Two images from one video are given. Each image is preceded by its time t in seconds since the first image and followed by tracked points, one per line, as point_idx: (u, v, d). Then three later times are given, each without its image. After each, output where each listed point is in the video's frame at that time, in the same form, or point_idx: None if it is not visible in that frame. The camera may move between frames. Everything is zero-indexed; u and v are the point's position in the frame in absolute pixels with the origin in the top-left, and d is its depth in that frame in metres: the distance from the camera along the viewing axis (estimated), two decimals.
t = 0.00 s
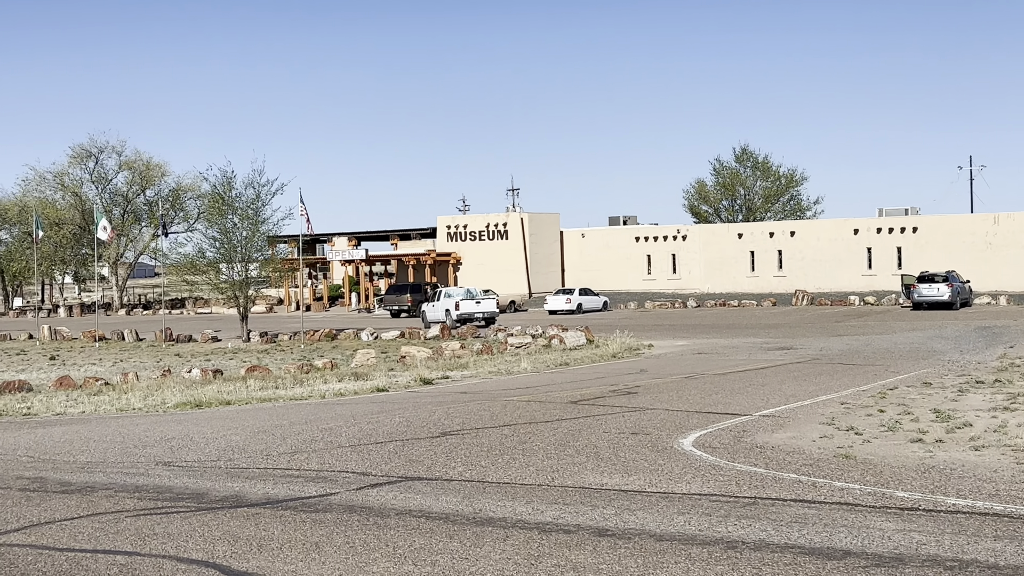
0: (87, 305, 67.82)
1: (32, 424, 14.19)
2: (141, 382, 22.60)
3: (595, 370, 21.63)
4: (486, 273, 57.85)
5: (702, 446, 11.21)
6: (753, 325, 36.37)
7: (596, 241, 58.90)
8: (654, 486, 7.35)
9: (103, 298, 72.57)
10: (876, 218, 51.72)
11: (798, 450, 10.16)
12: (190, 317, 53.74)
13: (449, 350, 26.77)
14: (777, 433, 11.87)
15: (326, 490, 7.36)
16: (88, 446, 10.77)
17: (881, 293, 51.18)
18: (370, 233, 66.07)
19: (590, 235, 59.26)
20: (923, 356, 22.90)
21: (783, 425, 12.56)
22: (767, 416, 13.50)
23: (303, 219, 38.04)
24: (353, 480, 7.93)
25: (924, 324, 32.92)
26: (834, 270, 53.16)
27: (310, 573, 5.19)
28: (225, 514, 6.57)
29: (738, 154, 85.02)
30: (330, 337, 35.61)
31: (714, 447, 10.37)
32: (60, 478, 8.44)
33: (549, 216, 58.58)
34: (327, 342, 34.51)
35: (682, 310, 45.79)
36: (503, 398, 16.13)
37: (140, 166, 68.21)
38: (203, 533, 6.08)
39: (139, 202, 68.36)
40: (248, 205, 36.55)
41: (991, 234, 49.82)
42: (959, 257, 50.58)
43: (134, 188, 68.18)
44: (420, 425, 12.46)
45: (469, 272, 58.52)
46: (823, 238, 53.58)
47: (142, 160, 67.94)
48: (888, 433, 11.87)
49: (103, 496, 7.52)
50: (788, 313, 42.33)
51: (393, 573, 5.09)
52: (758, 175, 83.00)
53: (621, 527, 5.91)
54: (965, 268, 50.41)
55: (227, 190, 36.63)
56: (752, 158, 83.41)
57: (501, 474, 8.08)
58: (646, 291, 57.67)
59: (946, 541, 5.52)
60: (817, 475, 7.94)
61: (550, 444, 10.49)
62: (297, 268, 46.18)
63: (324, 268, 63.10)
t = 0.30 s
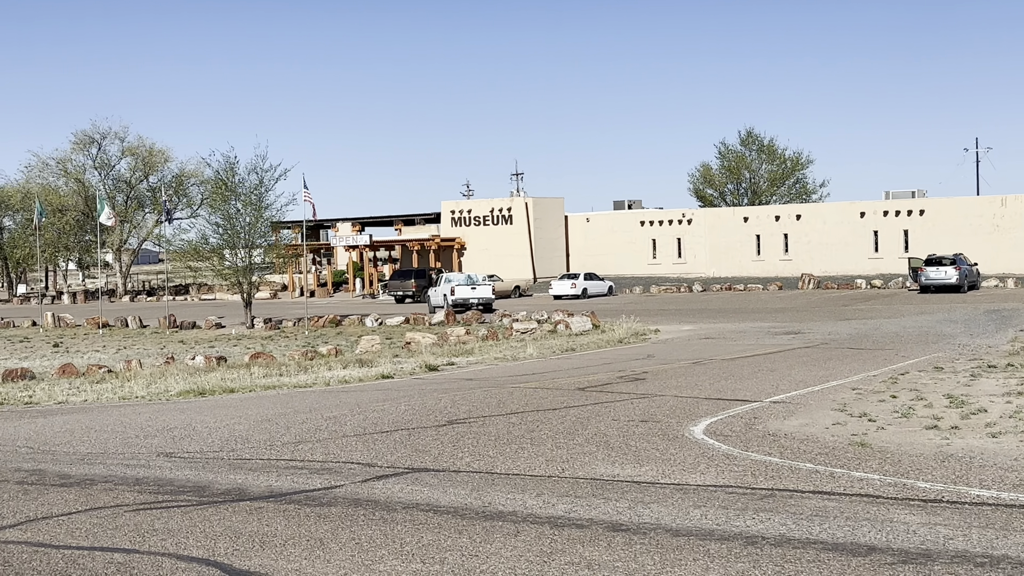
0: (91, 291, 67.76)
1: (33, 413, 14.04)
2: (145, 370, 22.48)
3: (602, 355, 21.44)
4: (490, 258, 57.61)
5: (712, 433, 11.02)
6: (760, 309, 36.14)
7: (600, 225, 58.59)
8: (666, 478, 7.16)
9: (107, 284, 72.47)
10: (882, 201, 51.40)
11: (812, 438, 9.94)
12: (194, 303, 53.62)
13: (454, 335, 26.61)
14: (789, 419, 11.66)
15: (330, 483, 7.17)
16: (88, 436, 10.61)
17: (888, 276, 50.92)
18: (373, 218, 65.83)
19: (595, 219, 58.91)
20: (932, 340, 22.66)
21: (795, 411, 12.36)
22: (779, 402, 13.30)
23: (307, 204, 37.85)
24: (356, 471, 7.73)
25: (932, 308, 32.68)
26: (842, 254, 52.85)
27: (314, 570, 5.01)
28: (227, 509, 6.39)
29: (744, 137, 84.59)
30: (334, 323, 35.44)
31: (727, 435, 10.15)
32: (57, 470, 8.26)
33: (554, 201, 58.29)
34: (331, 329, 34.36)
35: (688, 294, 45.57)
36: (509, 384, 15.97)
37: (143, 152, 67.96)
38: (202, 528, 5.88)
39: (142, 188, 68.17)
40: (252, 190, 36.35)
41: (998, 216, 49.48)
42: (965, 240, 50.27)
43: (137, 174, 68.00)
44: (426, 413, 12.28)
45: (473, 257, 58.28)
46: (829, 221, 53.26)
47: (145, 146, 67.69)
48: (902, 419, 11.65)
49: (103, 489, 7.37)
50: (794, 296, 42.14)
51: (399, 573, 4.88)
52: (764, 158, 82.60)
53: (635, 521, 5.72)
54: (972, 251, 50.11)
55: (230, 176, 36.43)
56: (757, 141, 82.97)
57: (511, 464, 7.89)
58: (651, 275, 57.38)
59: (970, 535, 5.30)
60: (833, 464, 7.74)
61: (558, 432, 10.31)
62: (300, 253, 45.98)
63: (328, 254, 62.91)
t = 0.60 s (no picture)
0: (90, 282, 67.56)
1: (31, 406, 13.83)
2: (146, 361, 22.32)
3: (606, 345, 21.24)
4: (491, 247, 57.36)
5: (721, 425, 10.81)
6: (763, 298, 35.93)
7: (601, 214, 58.32)
8: (680, 473, 6.95)
9: (107, 274, 72.28)
10: (885, 189, 51.15)
11: (825, 430, 9.71)
12: (193, 293, 53.46)
13: (456, 325, 26.42)
14: (800, 410, 11.44)
15: (335, 479, 6.97)
16: (87, 430, 10.41)
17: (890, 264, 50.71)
18: (374, 208, 65.56)
19: (596, 208, 58.64)
20: (938, 328, 22.47)
21: (804, 402, 12.16)
22: (788, 393, 13.10)
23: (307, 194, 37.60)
24: (361, 467, 7.53)
25: (936, 296, 32.45)
26: (844, 242, 52.63)
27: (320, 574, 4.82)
28: (229, 507, 6.19)
29: (745, 125, 84.25)
30: (335, 313, 35.25)
31: (738, 427, 9.95)
32: (54, 467, 8.07)
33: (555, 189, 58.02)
34: (332, 319, 34.17)
35: (690, 283, 45.36)
36: (513, 375, 15.78)
37: (142, 141, 67.65)
38: (204, 528, 5.69)
39: (141, 177, 67.85)
40: (251, 180, 36.10)
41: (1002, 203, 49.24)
42: (968, 227, 50.02)
43: (136, 163, 67.69)
44: (428, 405, 12.07)
45: (474, 246, 58.04)
46: (832, 209, 52.98)
47: (144, 136, 67.38)
48: (913, 409, 11.43)
49: (101, 486, 7.17)
50: (796, 285, 41.95)
51: None
52: (766, 146, 82.23)
53: (651, 520, 5.53)
54: (975, 239, 49.86)
55: (230, 165, 36.16)
56: (759, 129, 82.60)
57: (519, 459, 7.70)
58: (653, 264, 57.15)
59: (999, 536, 5.12)
60: (849, 459, 7.54)
61: (566, 425, 10.10)
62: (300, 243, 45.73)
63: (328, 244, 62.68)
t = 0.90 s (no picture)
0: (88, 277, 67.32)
1: (24, 404, 13.62)
2: (142, 358, 22.13)
3: (608, 341, 21.03)
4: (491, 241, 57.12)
5: (727, 423, 10.60)
6: (765, 292, 35.69)
7: (601, 208, 58.05)
8: (688, 475, 6.73)
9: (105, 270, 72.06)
10: (887, 181, 50.92)
11: (834, 429, 9.49)
12: (192, 288, 53.24)
13: (456, 320, 26.19)
14: (806, 408, 11.22)
15: (331, 482, 6.76)
16: (79, 429, 10.20)
17: (891, 257, 50.51)
18: (372, 202, 65.29)
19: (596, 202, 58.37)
20: (943, 322, 22.23)
21: (810, 399, 11.95)
22: (793, 389, 12.88)
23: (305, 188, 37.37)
24: (359, 468, 7.31)
25: (939, 289, 32.25)
26: (845, 235, 52.43)
27: None
28: (222, 512, 5.98)
29: (745, 118, 83.95)
30: (334, 308, 35.05)
31: (744, 426, 9.72)
32: (43, 469, 7.85)
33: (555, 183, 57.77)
34: (331, 314, 33.98)
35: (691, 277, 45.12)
36: (513, 371, 15.57)
37: (140, 136, 67.38)
38: (195, 535, 5.48)
39: (138, 172, 67.58)
40: (249, 174, 35.85)
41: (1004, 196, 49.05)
42: (970, 220, 49.83)
43: (134, 158, 67.42)
44: (426, 403, 11.84)
45: (474, 240, 57.79)
46: (833, 203, 52.75)
47: (141, 130, 67.10)
48: (922, 406, 11.21)
49: (92, 489, 6.95)
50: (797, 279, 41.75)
51: None
52: (766, 139, 81.87)
53: (659, 526, 5.33)
54: (976, 232, 49.67)
55: (227, 160, 35.91)
56: (759, 122, 82.32)
57: (522, 460, 7.49)
58: (653, 258, 56.91)
59: None
60: (863, 459, 7.33)
61: (568, 424, 9.89)
62: (298, 238, 45.49)
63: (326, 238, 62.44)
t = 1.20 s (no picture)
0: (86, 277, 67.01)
1: (13, 406, 13.40)
2: (137, 359, 21.91)
3: (607, 340, 20.79)
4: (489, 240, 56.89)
5: (729, 425, 10.36)
6: (765, 291, 35.47)
7: (600, 206, 57.79)
8: (689, 483, 6.50)
9: (103, 270, 71.83)
10: (886, 179, 50.71)
11: (838, 432, 9.26)
12: (189, 288, 52.99)
13: (454, 320, 25.96)
14: (809, 409, 10.98)
15: (320, 490, 6.51)
16: (65, 433, 9.96)
17: (892, 255, 50.30)
18: (370, 201, 65.04)
19: (594, 200, 58.09)
20: (945, 321, 22.02)
21: (813, 400, 11.71)
22: (795, 391, 12.64)
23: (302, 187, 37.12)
24: (349, 476, 7.05)
25: (941, 288, 32.02)
26: (845, 233, 52.21)
27: None
28: (205, 523, 5.75)
29: (744, 116, 83.71)
30: (331, 308, 34.81)
31: (745, 429, 9.48)
32: (23, 477, 7.59)
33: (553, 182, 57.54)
34: (329, 314, 33.76)
35: (690, 276, 44.88)
36: (510, 372, 15.32)
37: (137, 135, 67.16)
38: (175, 548, 5.24)
39: (136, 171, 67.34)
40: (245, 173, 35.62)
41: (1004, 193, 48.85)
42: (971, 218, 49.63)
43: (131, 157, 67.19)
44: (422, 405, 11.59)
45: (472, 239, 57.54)
46: (833, 201, 52.54)
47: (138, 130, 66.88)
48: (927, 408, 10.99)
49: (71, 498, 6.70)
50: (797, 278, 41.54)
51: None
52: (765, 137, 81.73)
53: (659, 538, 5.10)
54: (977, 229, 49.47)
55: (223, 159, 35.68)
56: (758, 120, 82.07)
57: (517, 467, 7.26)
58: (652, 256, 56.65)
59: None
60: (870, 465, 7.10)
61: (566, 427, 9.66)
62: (296, 237, 45.26)
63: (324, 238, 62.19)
